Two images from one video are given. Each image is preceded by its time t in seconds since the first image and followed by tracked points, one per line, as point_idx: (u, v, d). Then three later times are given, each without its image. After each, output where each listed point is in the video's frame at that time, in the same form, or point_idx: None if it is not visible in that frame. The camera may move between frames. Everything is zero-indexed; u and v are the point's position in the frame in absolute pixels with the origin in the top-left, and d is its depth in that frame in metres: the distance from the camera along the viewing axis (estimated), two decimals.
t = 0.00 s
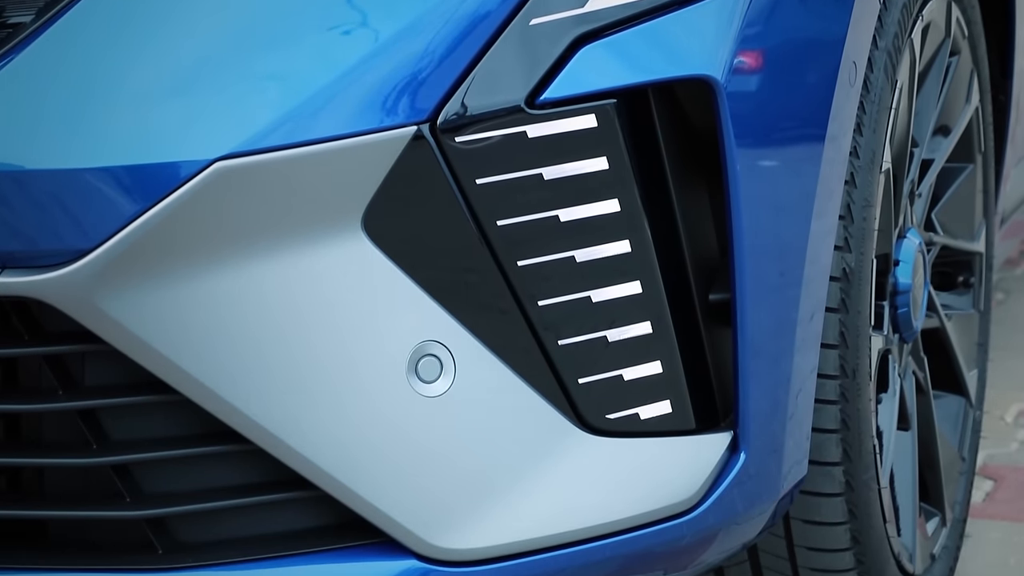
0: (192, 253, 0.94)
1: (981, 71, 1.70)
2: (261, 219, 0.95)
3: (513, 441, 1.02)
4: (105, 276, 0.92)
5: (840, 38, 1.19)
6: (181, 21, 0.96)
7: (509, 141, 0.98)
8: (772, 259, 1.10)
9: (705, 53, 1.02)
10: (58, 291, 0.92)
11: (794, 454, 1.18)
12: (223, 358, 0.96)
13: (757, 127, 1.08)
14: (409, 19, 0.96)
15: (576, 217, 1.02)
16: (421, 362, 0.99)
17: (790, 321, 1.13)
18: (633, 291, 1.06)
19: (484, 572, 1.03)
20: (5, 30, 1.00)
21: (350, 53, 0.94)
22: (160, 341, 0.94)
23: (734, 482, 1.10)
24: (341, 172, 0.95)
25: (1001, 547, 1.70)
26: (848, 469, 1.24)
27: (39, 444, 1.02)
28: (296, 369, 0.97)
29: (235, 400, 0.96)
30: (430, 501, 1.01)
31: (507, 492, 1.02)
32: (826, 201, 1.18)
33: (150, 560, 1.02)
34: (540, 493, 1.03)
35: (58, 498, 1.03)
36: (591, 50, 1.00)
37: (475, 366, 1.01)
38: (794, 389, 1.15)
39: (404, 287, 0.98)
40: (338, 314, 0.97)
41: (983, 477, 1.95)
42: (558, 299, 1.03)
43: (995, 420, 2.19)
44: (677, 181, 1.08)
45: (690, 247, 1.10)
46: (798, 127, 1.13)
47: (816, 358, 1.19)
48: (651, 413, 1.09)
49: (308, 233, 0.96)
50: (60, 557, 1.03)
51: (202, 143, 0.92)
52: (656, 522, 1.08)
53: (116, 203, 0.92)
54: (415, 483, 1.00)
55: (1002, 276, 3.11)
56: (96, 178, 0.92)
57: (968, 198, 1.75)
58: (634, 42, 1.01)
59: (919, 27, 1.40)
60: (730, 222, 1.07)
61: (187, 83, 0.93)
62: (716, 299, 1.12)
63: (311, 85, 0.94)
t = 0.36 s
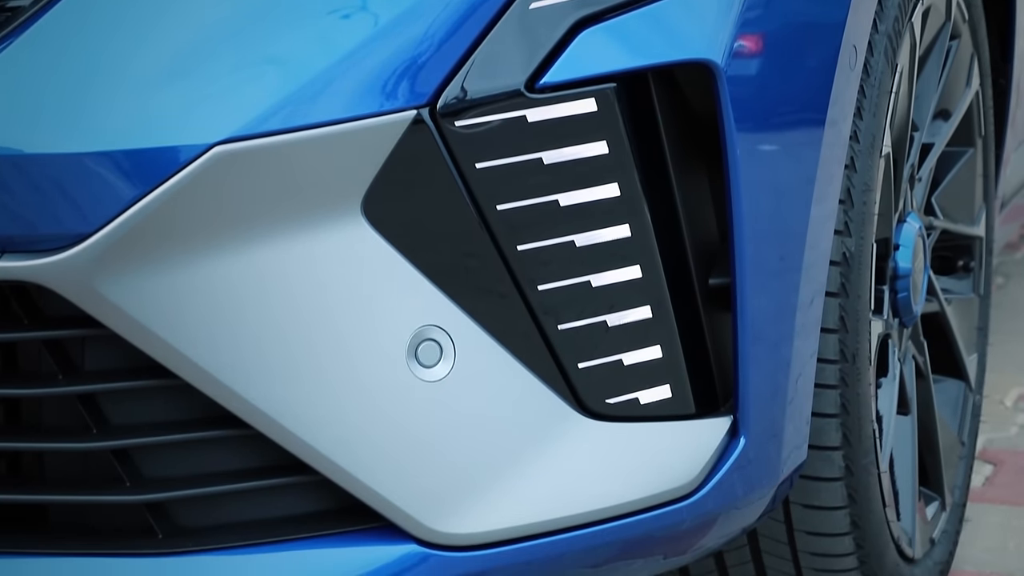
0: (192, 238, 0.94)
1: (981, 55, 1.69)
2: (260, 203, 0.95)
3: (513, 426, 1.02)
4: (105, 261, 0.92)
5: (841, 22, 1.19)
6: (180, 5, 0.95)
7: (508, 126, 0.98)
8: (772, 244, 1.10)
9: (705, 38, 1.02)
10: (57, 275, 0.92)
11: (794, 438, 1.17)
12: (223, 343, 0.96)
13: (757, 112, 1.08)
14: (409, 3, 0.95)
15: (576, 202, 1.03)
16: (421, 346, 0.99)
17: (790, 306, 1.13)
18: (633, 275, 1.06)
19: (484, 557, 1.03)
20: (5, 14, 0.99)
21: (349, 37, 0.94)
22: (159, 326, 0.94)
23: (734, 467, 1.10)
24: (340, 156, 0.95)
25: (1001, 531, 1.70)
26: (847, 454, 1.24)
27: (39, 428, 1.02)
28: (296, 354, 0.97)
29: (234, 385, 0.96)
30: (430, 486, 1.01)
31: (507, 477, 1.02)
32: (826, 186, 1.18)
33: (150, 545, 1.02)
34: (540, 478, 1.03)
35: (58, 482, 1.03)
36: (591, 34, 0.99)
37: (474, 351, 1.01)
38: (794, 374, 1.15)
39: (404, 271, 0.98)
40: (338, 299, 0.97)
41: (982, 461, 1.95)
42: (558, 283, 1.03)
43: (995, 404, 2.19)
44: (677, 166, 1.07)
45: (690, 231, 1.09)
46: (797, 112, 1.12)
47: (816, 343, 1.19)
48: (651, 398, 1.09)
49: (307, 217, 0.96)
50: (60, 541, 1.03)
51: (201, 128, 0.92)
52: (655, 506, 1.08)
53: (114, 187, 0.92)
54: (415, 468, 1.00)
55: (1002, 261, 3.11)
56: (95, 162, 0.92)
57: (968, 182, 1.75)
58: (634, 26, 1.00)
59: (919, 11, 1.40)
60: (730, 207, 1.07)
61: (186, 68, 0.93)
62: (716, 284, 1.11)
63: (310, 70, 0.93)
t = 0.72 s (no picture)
0: (191, 216, 0.94)
1: (982, 32, 1.69)
2: (259, 182, 0.95)
3: (512, 404, 1.02)
4: (104, 239, 0.92)
5: None
6: None
7: (507, 104, 0.98)
8: (771, 221, 1.10)
9: (705, 15, 1.02)
10: (56, 253, 0.92)
11: (793, 416, 1.18)
12: (222, 320, 0.96)
13: (757, 89, 1.07)
14: None
15: (576, 180, 1.03)
16: (420, 324, 0.99)
17: (790, 284, 1.13)
18: (633, 253, 1.06)
19: (484, 535, 1.03)
20: None
21: (348, 14, 0.94)
22: (159, 304, 0.94)
23: (734, 445, 1.11)
24: (340, 134, 0.95)
25: (1000, 509, 1.70)
26: (847, 432, 1.24)
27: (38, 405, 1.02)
28: (295, 332, 0.97)
29: (234, 363, 0.96)
30: (430, 463, 1.01)
31: (507, 454, 1.02)
32: (826, 163, 1.18)
33: (150, 522, 1.02)
34: (540, 455, 1.03)
35: (58, 460, 1.04)
36: (591, 11, 0.99)
37: (474, 329, 1.01)
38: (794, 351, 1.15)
39: (403, 249, 0.98)
40: (337, 277, 0.97)
41: (982, 438, 1.96)
42: (558, 261, 1.03)
43: (994, 381, 2.19)
44: (677, 144, 1.07)
45: (690, 208, 1.09)
46: (797, 89, 1.12)
47: (816, 320, 1.19)
48: (650, 375, 1.09)
49: (306, 195, 0.96)
50: (60, 519, 1.03)
51: (200, 106, 0.92)
52: (655, 485, 1.08)
53: (114, 165, 0.92)
54: (415, 446, 1.00)
55: (1001, 238, 3.11)
56: (94, 140, 0.92)
57: (968, 160, 1.75)
58: (634, 3, 1.00)
59: None
60: (730, 185, 1.07)
61: (185, 45, 0.93)
62: (716, 262, 1.11)
63: (309, 47, 0.93)
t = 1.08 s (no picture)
0: (190, 191, 0.94)
1: (983, 5, 1.68)
2: (257, 156, 0.95)
3: (511, 378, 1.02)
4: (103, 214, 0.92)
5: None
6: None
7: (506, 78, 0.98)
8: (771, 196, 1.10)
9: None
10: (56, 228, 0.92)
11: (793, 391, 1.18)
12: (222, 295, 0.96)
13: (757, 64, 1.07)
14: None
15: (575, 154, 1.02)
16: (420, 299, 0.99)
17: (790, 258, 1.13)
18: (633, 228, 1.06)
19: (483, 510, 1.03)
20: None
21: None
22: (159, 279, 0.95)
23: (734, 419, 1.11)
24: (338, 109, 0.95)
25: (1000, 483, 1.70)
26: (847, 407, 1.24)
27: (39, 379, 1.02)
28: (295, 306, 0.97)
29: (233, 338, 0.96)
30: (430, 437, 1.01)
31: (507, 428, 1.03)
32: (826, 137, 1.17)
33: (151, 497, 1.03)
34: (539, 430, 1.04)
35: (58, 435, 1.04)
36: None
37: (474, 304, 1.01)
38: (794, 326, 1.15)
39: (403, 224, 0.98)
40: (336, 252, 0.97)
41: (981, 413, 1.96)
42: (557, 236, 1.03)
43: (994, 356, 2.20)
44: (677, 119, 1.07)
45: (689, 183, 1.09)
46: (797, 63, 1.12)
47: (815, 295, 1.19)
48: (649, 351, 1.09)
49: (305, 171, 0.96)
50: (61, 494, 1.04)
51: (199, 80, 0.92)
52: (655, 460, 1.08)
53: (113, 139, 0.92)
54: (415, 420, 1.00)
55: (1001, 213, 3.11)
56: (93, 115, 0.92)
57: (969, 134, 1.74)
58: None
59: None
60: (730, 159, 1.06)
61: (184, 20, 0.93)
62: (716, 237, 1.11)
63: (308, 22, 0.93)
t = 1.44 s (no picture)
0: (188, 166, 0.94)
1: None
2: (255, 131, 0.95)
3: (511, 352, 1.03)
4: (101, 189, 0.93)
5: None
6: None
7: (506, 53, 0.98)
8: (770, 170, 1.10)
9: None
10: (56, 203, 0.93)
11: (792, 365, 1.18)
12: (221, 270, 0.96)
13: (757, 38, 1.07)
14: None
15: (574, 129, 1.02)
16: (420, 274, 1.00)
17: (789, 233, 1.13)
18: (632, 202, 1.06)
19: (482, 484, 1.04)
20: None
21: None
22: (158, 254, 0.95)
23: (733, 393, 1.11)
24: (336, 83, 0.95)
25: (999, 457, 1.71)
26: (847, 381, 1.24)
27: (38, 354, 1.02)
28: (293, 280, 0.98)
29: (233, 313, 0.97)
30: (429, 411, 1.01)
31: (506, 402, 1.03)
32: (826, 111, 1.17)
33: (150, 472, 1.03)
34: (539, 404, 1.04)
35: (57, 409, 1.04)
36: None
37: (474, 279, 1.01)
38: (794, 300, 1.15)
39: (402, 198, 0.98)
40: (334, 226, 0.97)
41: (980, 387, 1.96)
42: (556, 211, 1.03)
43: (994, 330, 2.20)
44: (677, 94, 1.06)
45: (689, 158, 1.08)
46: (797, 37, 1.11)
47: (814, 269, 1.19)
48: (647, 326, 1.08)
49: (304, 145, 0.96)
50: (60, 469, 1.04)
51: (198, 54, 0.92)
52: (655, 434, 1.08)
53: (111, 113, 0.92)
54: (415, 394, 1.01)
55: (1002, 188, 3.11)
56: (91, 88, 0.92)
57: (969, 108, 1.74)
58: None
59: None
60: (730, 134, 1.07)
61: None
62: (715, 212, 1.10)
63: None
